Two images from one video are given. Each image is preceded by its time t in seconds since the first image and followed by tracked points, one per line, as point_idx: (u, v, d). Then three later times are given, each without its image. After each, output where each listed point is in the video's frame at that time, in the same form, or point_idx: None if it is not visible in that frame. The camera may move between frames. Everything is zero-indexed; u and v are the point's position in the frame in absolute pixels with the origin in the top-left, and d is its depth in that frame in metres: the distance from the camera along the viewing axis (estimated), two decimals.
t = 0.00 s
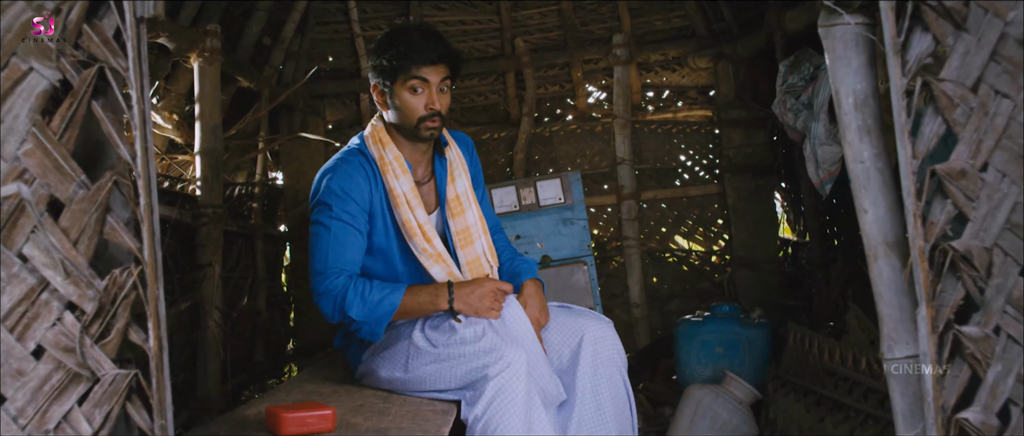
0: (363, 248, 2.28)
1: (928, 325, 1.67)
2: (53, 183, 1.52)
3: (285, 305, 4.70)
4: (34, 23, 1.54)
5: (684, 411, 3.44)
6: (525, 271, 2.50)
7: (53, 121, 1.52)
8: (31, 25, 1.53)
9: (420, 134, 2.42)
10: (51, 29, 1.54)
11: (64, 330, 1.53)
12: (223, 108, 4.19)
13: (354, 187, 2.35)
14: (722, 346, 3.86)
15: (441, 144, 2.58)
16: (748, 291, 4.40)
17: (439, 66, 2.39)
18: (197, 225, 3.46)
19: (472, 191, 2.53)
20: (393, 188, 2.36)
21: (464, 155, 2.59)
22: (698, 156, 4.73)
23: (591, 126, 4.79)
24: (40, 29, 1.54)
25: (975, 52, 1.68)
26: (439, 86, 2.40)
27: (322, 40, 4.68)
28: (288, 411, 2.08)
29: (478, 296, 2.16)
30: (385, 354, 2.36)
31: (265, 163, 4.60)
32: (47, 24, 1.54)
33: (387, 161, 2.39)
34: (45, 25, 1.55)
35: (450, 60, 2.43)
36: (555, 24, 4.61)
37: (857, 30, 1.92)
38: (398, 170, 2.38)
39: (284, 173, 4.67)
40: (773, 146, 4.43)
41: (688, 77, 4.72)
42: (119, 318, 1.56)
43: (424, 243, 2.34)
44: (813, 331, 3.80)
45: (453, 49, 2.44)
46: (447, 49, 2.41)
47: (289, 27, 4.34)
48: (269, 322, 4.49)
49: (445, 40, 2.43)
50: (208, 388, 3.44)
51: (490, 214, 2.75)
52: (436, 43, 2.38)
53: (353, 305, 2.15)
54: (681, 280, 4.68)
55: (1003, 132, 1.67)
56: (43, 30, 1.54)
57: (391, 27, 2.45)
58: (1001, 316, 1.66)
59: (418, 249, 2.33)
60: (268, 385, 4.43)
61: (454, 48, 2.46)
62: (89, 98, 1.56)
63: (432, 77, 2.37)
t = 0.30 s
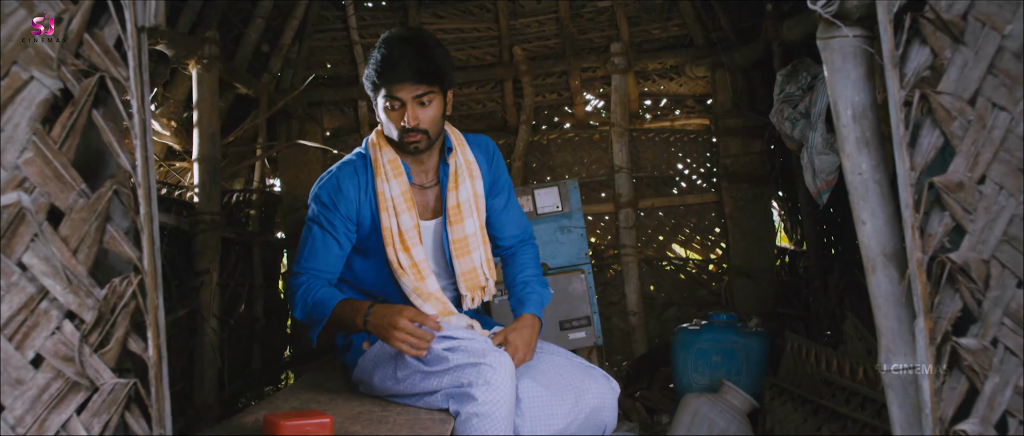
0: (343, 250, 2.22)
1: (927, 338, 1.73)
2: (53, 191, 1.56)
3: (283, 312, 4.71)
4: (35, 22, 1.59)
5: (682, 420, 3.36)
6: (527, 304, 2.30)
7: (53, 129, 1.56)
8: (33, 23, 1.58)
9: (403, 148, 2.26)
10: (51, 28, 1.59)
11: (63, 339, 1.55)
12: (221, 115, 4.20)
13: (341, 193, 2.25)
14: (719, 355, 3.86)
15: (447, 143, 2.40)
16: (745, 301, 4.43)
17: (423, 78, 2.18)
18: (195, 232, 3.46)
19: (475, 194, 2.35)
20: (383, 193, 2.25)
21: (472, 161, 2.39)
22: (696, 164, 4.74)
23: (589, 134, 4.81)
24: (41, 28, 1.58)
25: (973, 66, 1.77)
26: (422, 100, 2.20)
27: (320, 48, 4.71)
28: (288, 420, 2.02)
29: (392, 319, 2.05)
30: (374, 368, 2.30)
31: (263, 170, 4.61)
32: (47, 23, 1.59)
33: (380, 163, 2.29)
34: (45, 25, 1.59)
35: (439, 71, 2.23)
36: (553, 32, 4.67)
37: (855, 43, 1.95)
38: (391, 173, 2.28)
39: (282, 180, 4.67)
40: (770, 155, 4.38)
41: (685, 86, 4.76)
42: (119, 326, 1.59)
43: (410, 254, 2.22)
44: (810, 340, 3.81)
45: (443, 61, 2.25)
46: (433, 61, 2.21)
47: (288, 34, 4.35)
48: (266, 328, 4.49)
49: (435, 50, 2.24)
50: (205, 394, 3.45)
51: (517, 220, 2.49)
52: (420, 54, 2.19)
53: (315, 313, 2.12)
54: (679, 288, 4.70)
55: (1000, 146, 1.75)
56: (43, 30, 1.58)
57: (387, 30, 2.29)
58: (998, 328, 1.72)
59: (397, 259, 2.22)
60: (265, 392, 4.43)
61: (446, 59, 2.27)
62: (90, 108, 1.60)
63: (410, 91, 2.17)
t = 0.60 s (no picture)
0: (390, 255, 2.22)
1: (924, 350, 1.71)
2: (54, 203, 1.53)
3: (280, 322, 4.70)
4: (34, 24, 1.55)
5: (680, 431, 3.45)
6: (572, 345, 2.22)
7: (54, 142, 1.53)
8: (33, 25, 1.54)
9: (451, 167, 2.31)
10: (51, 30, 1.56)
11: (63, 350, 1.53)
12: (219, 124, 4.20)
13: (400, 198, 2.30)
14: (717, 365, 3.85)
15: (514, 181, 2.40)
16: (742, 311, 4.44)
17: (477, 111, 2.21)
18: (192, 241, 3.44)
19: (529, 240, 2.32)
20: (434, 209, 2.29)
21: (535, 204, 2.36)
22: (693, 175, 4.75)
23: (587, 145, 4.83)
24: (41, 29, 1.55)
25: (969, 80, 1.70)
26: (473, 130, 2.23)
27: (319, 57, 4.71)
28: None
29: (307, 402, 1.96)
30: (371, 367, 2.29)
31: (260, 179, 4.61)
32: (46, 24, 1.56)
33: (437, 178, 2.34)
34: (46, 26, 1.55)
35: (503, 105, 2.24)
36: (551, 43, 4.69)
37: (851, 58, 1.92)
38: (446, 190, 2.32)
39: (280, 189, 4.66)
40: (768, 166, 4.41)
41: (683, 96, 4.77)
42: (120, 337, 1.58)
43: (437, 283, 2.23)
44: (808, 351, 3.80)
45: (514, 102, 2.27)
46: (497, 99, 2.23)
47: (286, 43, 4.36)
48: (264, 337, 4.48)
49: (507, 87, 2.26)
50: (202, 405, 3.44)
51: (590, 264, 2.43)
52: (486, 89, 2.21)
53: (313, 310, 2.06)
54: (676, 298, 4.70)
55: (996, 160, 1.68)
56: (42, 30, 1.55)
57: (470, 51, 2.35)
58: (994, 341, 1.67)
59: (421, 278, 2.23)
60: (262, 402, 4.41)
61: (517, 100, 2.28)
62: (92, 120, 1.58)
63: (461, 117, 2.20)
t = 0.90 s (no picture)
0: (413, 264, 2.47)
1: (910, 393, 1.96)
2: (61, 244, 1.81)
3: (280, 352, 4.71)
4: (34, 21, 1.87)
5: None
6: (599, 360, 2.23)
7: (62, 184, 1.82)
8: (32, 23, 1.87)
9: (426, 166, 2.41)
10: (51, 28, 1.87)
11: (65, 387, 1.79)
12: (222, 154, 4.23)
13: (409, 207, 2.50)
14: (716, 398, 3.81)
15: (498, 187, 2.33)
16: (741, 344, 4.45)
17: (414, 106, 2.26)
18: (194, 272, 3.46)
19: (520, 240, 2.29)
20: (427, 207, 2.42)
21: (523, 207, 2.29)
22: (692, 206, 4.81)
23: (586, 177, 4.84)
24: (41, 28, 1.87)
25: (953, 128, 1.99)
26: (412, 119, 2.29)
27: (321, 88, 4.78)
28: None
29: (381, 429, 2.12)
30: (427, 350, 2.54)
31: (262, 209, 4.65)
32: (46, 24, 1.87)
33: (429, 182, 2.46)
34: (45, 25, 1.87)
35: (439, 96, 2.24)
36: (550, 75, 4.79)
37: (838, 104, 2.19)
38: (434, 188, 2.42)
39: (281, 218, 4.69)
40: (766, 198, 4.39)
41: (682, 128, 4.85)
42: (121, 375, 1.83)
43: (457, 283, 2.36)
44: (806, 385, 3.81)
45: (444, 88, 2.23)
46: (424, 91, 2.24)
47: (288, 74, 4.41)
48: (264, 367, 4.49)
49: (443, 77, 2.25)
50: None
51: (608, 266, 2.29)
52: (415, 81, 2.26)
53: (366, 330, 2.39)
54: (675, 330, 4.72)
55: (980, 207, 1.95)
56: (43, 30, 1.86)
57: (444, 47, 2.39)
58: (980, 383, 1.93)
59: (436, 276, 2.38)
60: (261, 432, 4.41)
61: (449, 89, 2.23)
62: (97, 163, 1.88)
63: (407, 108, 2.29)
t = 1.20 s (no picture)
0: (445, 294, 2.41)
1: None
2: (82, 313, 1.94)
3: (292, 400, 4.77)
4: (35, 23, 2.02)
5: None
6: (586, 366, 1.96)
7: (82, 258, 1.96)
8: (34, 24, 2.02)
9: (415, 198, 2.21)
10: (51, 28, 2.02)
11: None
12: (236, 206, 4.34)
13: (421, 236, 2.39)
14: None
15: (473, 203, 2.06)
16: (748, 392, 4.46)
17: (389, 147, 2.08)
18: (208, 323, 3.55)
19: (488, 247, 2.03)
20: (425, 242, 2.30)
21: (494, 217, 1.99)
22: (699, 253, 4.90)
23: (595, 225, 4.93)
24: (41, 28, 2.02)
25: (913, 203, 2.06)
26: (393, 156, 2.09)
27: (334, 139, 4.90)
28: None
29: None
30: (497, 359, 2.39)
31: (275, 259, 4.75)
32: (47, 24, 2.02)
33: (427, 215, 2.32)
34: (45, 25, 2.02)
35: (415, 130, 2.03)
36: (559, 126, 4.92)
37: (807, 180, 2.27)
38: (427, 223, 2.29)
39: (294, 267, 4.78)
40: (773, 246, 4.51)
41: (689, 178, 4.96)
42: None
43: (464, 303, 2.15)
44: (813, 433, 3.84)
45: (416, 126, 2.03)
46: (396, 130, 2.04)
47: (303, 127, 4.54)
48: (275, 415, 4.55)
49: (411, 114, 2.05)
50: None
51: (596, 264, 1.93)
52: (386, 122, 2.07)
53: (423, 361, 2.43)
54: (684, 377, 4.75)
55: (940, 276, 2.03)
56: (43, 30, 2.02)
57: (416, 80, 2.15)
58: None
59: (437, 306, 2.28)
60: None
61: (421, 126, 2.03)
62: (115, 237, 2.02)
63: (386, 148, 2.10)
